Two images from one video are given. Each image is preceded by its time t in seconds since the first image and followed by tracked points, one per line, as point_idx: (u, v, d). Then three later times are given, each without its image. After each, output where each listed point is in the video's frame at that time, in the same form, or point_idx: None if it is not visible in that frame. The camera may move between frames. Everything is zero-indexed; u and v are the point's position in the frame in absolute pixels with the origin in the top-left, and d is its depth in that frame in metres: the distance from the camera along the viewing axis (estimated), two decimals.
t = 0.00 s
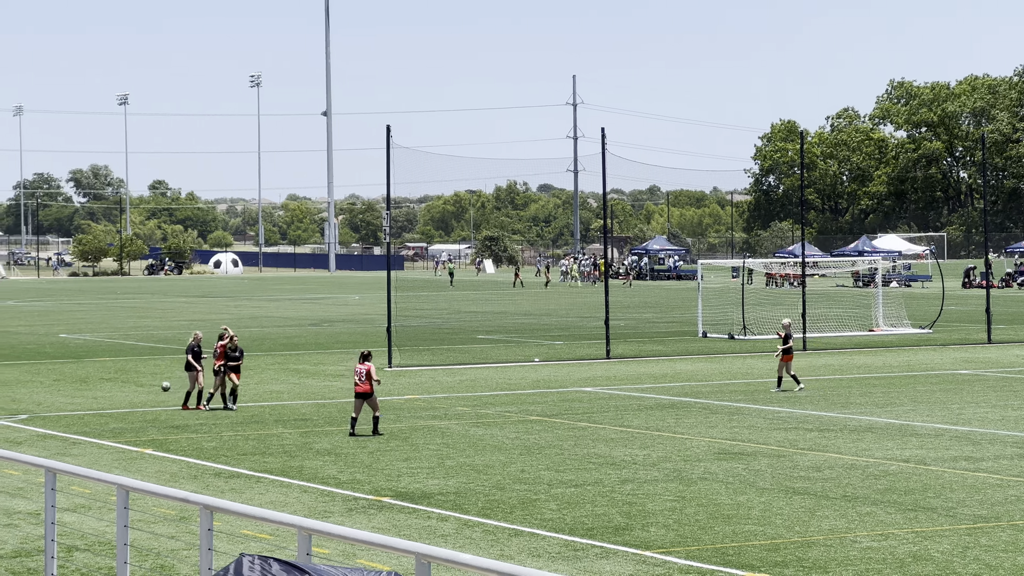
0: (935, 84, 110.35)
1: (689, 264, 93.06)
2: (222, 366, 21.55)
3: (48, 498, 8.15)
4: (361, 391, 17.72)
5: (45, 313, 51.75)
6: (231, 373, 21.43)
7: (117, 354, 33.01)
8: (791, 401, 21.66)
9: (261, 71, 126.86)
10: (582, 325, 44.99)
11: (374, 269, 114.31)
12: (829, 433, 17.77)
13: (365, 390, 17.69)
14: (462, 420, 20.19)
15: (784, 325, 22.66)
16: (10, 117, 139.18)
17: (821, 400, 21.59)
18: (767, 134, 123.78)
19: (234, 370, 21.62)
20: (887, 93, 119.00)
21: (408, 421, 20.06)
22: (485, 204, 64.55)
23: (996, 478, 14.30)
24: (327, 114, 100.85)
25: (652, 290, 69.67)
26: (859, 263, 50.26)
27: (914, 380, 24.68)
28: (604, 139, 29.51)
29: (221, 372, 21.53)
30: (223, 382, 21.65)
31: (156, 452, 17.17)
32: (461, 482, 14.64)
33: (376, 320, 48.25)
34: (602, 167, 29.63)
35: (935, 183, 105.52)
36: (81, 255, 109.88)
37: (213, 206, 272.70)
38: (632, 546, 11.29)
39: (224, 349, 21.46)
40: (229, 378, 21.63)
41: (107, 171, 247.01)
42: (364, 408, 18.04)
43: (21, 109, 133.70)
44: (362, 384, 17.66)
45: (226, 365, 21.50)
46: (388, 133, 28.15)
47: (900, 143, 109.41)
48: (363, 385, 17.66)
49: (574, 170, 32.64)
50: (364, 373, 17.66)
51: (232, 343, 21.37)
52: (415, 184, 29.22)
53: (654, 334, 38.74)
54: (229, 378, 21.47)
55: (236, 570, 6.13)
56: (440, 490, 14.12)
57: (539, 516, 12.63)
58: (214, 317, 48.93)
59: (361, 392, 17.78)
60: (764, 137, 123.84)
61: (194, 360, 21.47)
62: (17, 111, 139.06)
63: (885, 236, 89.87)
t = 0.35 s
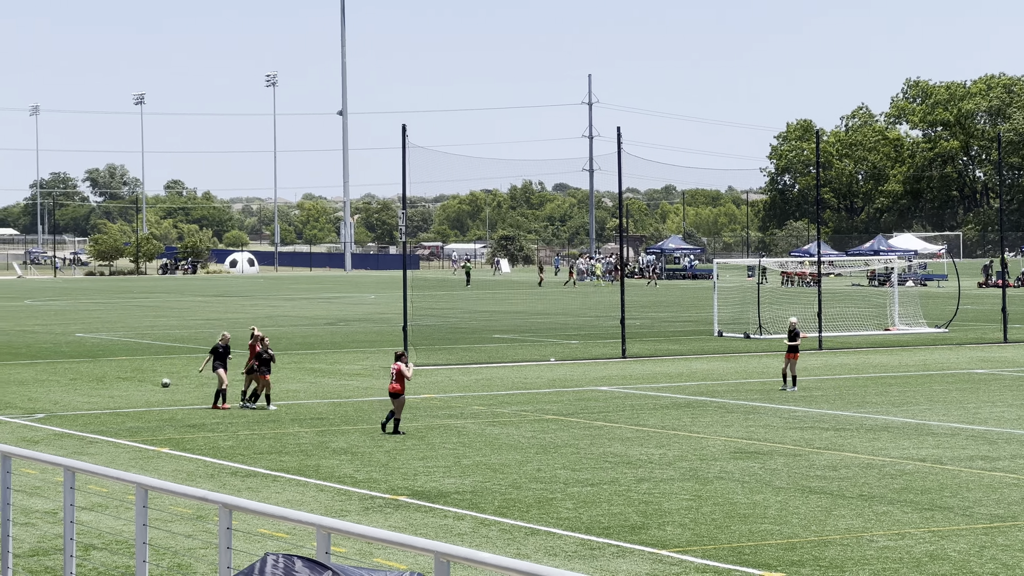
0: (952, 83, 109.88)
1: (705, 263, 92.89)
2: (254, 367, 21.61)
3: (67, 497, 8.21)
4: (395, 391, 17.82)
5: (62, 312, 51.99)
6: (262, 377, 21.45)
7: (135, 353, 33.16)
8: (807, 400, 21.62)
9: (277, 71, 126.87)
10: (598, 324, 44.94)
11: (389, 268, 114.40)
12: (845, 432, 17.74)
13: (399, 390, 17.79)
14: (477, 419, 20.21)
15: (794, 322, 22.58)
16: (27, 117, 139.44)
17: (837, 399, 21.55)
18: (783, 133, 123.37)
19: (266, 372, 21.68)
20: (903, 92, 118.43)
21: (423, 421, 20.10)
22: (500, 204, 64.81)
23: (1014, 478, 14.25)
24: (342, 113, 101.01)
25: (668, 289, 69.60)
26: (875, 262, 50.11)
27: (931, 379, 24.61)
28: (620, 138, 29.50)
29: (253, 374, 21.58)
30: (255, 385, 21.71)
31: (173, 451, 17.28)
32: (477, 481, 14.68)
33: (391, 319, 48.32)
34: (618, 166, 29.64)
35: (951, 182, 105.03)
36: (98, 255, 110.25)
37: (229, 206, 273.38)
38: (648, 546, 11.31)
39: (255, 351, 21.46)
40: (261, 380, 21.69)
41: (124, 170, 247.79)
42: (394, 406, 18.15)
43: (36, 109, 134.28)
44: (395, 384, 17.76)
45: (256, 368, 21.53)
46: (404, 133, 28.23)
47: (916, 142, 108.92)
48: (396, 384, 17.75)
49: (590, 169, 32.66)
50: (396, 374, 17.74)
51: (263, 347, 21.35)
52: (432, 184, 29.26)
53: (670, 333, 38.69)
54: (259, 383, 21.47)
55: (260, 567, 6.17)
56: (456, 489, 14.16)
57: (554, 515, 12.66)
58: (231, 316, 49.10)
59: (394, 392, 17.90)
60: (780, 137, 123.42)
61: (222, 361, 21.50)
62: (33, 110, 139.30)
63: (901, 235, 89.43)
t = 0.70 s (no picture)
0: (956, 86, 109.77)
1: (708, 265, 92.96)
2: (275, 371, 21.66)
3: (72, 499, 8.24)
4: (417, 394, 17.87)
5: (66, 315, 52.09)
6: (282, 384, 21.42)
7: (139, 356, 33.22)
8: (811, 403, 21.61)
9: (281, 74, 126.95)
10: (602, 327, 44.95)
11: (392, 270, 114.54)
12: (848, 435, 17.73)
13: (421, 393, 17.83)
14: (482, 422, 20.22)
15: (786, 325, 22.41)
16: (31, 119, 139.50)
17: (841, 402, 21.54)
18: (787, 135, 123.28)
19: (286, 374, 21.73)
20: (907, 95, 118.29)
21: (428, 423, 20.12)
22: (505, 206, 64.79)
23: (1017, 480, 14.24)
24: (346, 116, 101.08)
25: (671, 292, 69.62)
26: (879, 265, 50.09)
27: (935, 381, 24.60)
28: (624, 141, 29.53)
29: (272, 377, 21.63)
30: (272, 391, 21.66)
31: (177, 453, 17.31)
32: (481, 483, 14.69)
33: (395, 322, 48.38)
34: (622, 169, 29.67)
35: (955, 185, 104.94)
36: (102, 257, 110.43)
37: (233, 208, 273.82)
38: (652, 548, 11.31)
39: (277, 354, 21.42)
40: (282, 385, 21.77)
41: (128, 173, 248.19)
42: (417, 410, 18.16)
43: (40, 110, 134.66)
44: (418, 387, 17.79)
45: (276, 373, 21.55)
46: (408, 136, 28.28)
47: (919, 145, 108.79)
48: (417, 389, 17.80)
49: (594, 172, 32.69)
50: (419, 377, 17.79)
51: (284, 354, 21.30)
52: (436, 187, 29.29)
53: (673, 336, 38.69)
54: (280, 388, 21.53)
55: (274, 567, 6.07)
56: (460, 492, 14.16)
57: (558, 518, 12.66)
58: (234, 319, 49.17)
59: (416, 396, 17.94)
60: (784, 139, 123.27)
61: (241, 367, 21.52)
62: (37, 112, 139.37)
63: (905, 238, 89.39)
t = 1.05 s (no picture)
0: (946, 92, 110.01)
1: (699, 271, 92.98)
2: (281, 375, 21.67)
3: (64, 504, 8.18)
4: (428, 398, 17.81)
5: (55, 321, 51.87)
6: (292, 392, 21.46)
7: (129, 362, 33.13)
8: (801, 408, 21.62)
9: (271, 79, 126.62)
10: (592, 332, 44.97)
11: (383, 276, 114.44)
12: (839, 441, 17.74)
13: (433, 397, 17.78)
14: (472, 427, 20.19)
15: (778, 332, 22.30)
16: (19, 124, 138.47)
17: (831, 407, 21.57)
18: (778, 141, 123.51)
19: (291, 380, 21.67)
20: (898, 101, 118.60)
21: (418, 429, 20.10)
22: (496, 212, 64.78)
23: (1007, 486, 14.27)
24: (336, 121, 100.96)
25: (661, 298, 69.67)
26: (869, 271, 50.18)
27: (926, 387, 24.64)
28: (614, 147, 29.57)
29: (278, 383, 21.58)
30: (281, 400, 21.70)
31: (167, 459, 17.25)
32: (472, 489, 14.66)
33: (385, 328, 48.33)
34: (612, 176, 29.71)
35: (945, 191, 105.18)
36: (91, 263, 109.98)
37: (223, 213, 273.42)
38: (643, 554, 11.30)
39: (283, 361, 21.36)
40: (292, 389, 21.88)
41: (117, 179, 247.34)
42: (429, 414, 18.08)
43: (29, 117, 134.19)
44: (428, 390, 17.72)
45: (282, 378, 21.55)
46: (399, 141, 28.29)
47: (909, 151, 108.97)
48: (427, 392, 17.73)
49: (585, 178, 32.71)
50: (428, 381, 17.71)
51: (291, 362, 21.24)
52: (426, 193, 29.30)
53: (664, 341, 38.70)
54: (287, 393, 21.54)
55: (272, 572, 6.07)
56: (452, 497, 14.14)
57: (550, 523, 12.66)
58: (225, 325, 49.06)
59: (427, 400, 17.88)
60: (774, 145, 123.47)
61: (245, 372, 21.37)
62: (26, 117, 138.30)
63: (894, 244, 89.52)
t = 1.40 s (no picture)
0: (928, 96, 110.41)
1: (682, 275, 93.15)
2: (279, 378, 21.73)
3: (47, 509, 8.14)
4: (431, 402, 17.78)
5: (37, 325, 51.59)
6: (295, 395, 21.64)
7: (111, 366, 32.99)
8: (784, 412, 21.69)
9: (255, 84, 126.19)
10: (577, 337, 44.99)
11: (367, 280, 114.26)
12: (822, 444, 17.80)
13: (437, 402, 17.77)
14: (456, 431, 20.17)
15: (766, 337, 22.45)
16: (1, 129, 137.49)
17: (815, 411, 21.64)
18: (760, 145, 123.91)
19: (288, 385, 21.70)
20: (880, 105, 119.14)
21: (402, 433, 20.08)
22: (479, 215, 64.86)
23: (989, 489, 14.34)
24: (320, 125, 100.76)
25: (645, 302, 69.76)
26: (852, 275, 50.35)
27: (908, 390, 24.75)
28: (597, 152, 29.64)
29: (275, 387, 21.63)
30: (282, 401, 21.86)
31: (150, 464, 17.17)
32: (456, 493, 14.64)
33: (369, 332, 48.25)
34: (596, 180, 29.76)
35: (927, 195, 105.65)
36: (74, 267, 109.40)
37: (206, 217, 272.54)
38: (627, 557, 11.31)
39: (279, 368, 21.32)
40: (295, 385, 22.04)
41: (100, 183, 246.15)
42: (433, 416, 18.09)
43: (11, 121, 133.48)
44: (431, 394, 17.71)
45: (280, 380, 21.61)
46: (382, 145, 28.29)
47: (891, 155, 109.35)
48: (428, 397, 17.69)
49: (568, 182, 32.78)
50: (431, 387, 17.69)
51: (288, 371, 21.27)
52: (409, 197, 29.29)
53: (648, 345, 38.77)
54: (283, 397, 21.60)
55: None
56: (435, 502, 14.12)
57: (533, 527, 12.66)
58: (208, 330, 48.87)
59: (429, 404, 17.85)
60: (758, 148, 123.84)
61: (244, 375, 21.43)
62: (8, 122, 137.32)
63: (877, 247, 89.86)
